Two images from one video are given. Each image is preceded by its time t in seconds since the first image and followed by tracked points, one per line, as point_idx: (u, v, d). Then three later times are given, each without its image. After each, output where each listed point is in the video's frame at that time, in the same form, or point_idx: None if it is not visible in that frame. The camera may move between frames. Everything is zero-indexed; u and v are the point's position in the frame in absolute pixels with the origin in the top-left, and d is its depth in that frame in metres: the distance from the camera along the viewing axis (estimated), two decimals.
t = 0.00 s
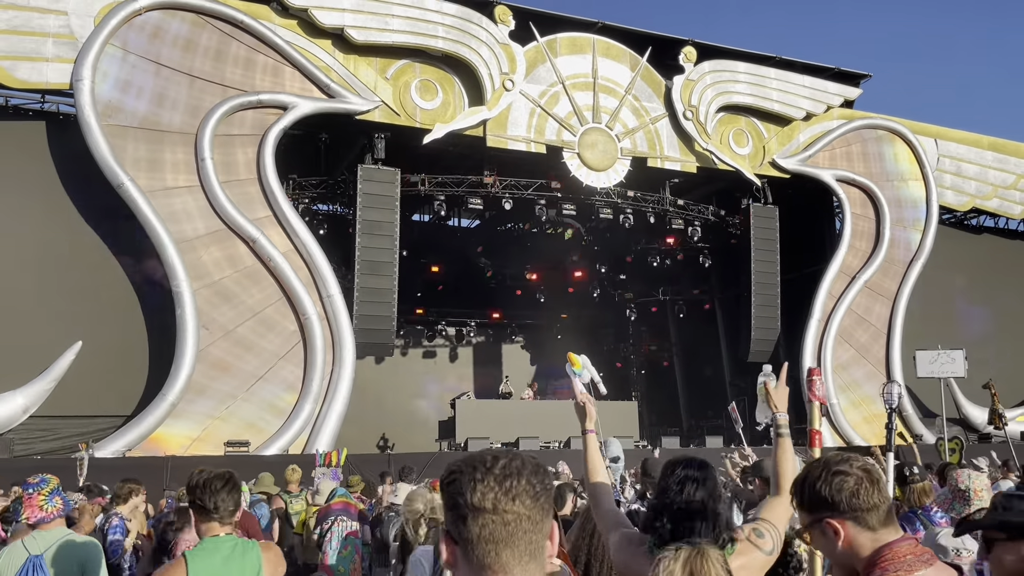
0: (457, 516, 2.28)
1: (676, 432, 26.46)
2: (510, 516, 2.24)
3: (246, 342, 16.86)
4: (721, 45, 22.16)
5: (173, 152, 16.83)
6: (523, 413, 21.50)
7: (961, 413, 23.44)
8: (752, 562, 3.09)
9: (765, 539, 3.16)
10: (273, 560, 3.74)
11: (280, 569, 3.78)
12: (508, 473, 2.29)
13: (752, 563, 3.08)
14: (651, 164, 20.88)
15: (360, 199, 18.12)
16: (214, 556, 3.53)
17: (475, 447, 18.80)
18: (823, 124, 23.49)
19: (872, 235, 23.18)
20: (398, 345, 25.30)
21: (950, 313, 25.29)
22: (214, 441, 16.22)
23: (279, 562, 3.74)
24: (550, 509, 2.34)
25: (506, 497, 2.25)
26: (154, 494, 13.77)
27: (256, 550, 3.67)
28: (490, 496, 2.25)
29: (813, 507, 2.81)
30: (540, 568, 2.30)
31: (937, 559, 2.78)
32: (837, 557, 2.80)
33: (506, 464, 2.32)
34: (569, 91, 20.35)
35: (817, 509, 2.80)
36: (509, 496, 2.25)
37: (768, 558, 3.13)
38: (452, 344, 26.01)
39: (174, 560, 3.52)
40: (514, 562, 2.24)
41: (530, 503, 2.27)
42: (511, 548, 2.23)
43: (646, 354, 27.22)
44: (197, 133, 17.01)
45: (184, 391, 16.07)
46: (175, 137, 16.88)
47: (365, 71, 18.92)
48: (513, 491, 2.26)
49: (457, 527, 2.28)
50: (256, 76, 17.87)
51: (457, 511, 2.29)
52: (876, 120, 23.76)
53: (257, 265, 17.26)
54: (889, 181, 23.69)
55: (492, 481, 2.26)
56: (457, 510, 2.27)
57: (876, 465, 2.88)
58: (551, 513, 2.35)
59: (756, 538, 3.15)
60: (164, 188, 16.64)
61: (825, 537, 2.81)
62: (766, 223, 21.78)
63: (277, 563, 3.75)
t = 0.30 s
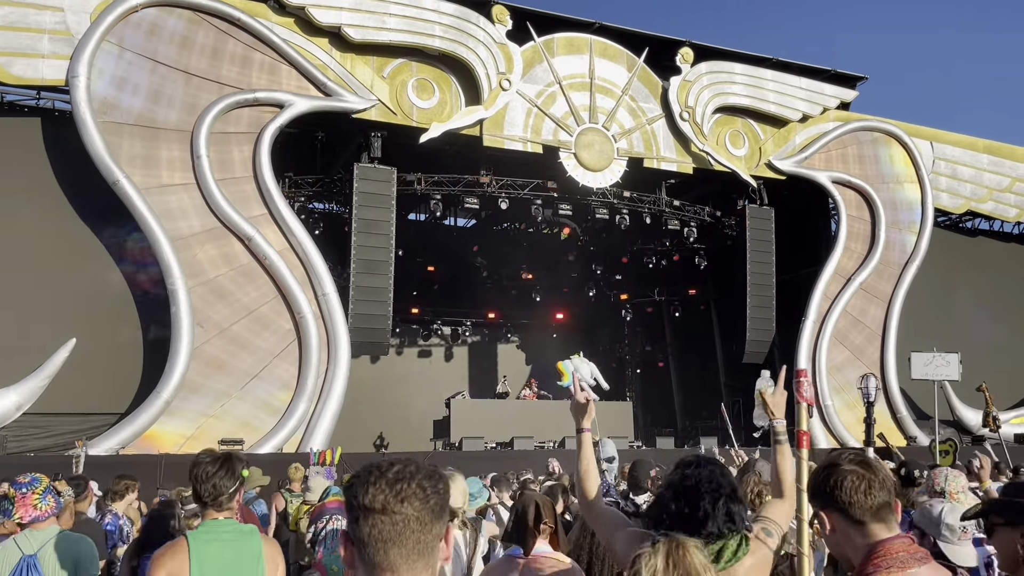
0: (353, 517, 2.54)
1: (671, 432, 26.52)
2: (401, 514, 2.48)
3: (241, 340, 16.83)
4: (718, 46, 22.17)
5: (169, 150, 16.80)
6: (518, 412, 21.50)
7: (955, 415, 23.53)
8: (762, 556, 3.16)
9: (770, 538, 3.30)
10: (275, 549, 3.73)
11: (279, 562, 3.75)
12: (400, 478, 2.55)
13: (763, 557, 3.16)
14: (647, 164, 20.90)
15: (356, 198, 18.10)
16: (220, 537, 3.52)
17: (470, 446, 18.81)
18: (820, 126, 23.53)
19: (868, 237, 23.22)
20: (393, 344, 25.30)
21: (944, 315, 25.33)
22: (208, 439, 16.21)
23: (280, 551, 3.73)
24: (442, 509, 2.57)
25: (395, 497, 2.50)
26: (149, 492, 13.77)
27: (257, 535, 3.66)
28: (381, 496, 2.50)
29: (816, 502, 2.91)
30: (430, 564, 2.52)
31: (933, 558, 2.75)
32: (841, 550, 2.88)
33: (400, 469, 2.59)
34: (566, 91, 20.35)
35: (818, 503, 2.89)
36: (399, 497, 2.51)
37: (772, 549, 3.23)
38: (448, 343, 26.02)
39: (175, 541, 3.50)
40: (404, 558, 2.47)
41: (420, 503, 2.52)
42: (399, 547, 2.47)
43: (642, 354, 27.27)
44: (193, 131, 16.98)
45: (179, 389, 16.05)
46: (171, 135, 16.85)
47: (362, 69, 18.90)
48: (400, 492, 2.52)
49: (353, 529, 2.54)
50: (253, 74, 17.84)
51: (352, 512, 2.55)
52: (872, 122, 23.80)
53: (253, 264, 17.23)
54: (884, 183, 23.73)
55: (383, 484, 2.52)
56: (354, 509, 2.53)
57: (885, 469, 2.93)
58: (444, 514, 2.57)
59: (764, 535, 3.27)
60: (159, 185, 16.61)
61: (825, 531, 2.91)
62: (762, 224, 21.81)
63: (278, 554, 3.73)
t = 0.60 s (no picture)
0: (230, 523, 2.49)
1: (664, 432, 26.56)
2: (275, 522, 2.42)
3: (234, 337, 16.80)
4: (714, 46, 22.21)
5: (163, 146, 16.76)
6: (512, 411, 21.50)
7: (947, 416, 23.60)
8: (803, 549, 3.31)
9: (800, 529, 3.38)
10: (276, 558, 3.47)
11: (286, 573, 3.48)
12: (273, 485, 2.46)
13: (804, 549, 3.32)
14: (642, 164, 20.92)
15: (350, 195, 18.07)
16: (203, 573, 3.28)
17: (463, 444, 18.81)
18: (814, 127, 23.58)
19: (861, 238, 23.29)
20: (388, 342, 25.22)
21: (936, 317, 25.39)
22: (201, 436, 16.19)
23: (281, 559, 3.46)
24: (321, 512, 2.50)
25: (266, 504, 2.43)
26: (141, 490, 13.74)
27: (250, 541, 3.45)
28: (255, 503, 2.44)
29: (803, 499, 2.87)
30: (306, 568, 2.46)
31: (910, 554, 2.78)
32: (821, 543, 2.86)
33: (276, 475, 2.49)
34: (562, 90, 20.36)
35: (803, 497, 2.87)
36: (272, 504, 2.44)
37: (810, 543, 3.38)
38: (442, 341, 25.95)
39: (172, 541, 3.40)
40: (280, 565, 2.42)
41: (296, 508, 2.44)
42: (273, 552, 2.42)
43: (635, 353, 27.30)
44: (187, 127, 16.94)
45: (172, 386, 16.01)
46: (166, 131, 16.81)
47: (357, 67, 18.88)
48: (272, 499, 2.44)
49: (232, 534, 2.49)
50: (248, 70, 17.82)
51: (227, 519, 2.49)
52: (867, 124, 23.88)
53: (247, 261, 17.21)
54: (878, 184, 23.80)
55: (256, 491, 2.45)
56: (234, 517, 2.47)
57: (870, 466, 2.93)
58: (325, 514, 2.51)
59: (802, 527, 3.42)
60: (153, 181, 16.57)
61: (807, 526, 2.90)
62: (756, 224, 21.85)
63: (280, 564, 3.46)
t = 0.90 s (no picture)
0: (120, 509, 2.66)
1: (654, 431, 26.64)
2: (155, 508, 2.58)
3: (223, 333, 16.75)
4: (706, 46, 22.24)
5: (153, 141, 16.69)
6: (502, 409, 21.51)
7: (935, 416, 23.73)
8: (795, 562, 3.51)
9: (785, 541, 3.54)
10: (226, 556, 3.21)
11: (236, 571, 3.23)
12: (163, 473, 2.64)
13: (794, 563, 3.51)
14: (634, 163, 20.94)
15: (341, 192, 18.03)
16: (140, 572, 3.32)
17: (453, 441, 18.81)
18: (805, 127, 23.65)
19: (851, 238, 23.37)
20: (378, 339, 25.19)
21: (925, 317, 25.54)
22: (189, 432, 16.15)
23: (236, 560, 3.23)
24: (205, 501, 2.64)
25: (153, 491, 2.59)
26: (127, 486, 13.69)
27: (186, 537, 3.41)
28: (139, 488, 2.60)
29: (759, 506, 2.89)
30: (185, 552, 2.60)
31: (871, 561, 2.71)
32: (785, 549, 2.83)
33: (167, 464, 2.67)
34: (554, 88, 20.34)
35: (763, 505, 2.87)
36: (154, 491, 2.60)
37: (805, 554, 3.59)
38: (433, 339, 25.96)
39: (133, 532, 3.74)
40: (159, 551, 2.58)
41: (178, 496, 2.59)
42: (156, 535, 2.57)
43: (626, 351, 27.35)
44: (177, 122, 16.87)
45: (160, 382, 15.95)
46: (155, 126, 16.74)
47: (349, 63, 18.83)
48: (159, 486, 2.60)
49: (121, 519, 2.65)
50: (239, 66, 17.75)
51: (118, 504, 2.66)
52: (857, 124, 23.97)
53: (236, 257, 17.15)
54: (868, 185, 23.88)
55: (144, 477, 2.62)
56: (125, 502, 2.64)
57: (827, 470, 2.93)
58: (211, 505, 2.66)
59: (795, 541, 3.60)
60: (143, 176, 16.50)
61: (770, 536, 2.89)
62: (747, 224, 21.90)
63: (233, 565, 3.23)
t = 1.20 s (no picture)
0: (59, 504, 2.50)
1: (642, 429, 26.74)
2: (89, 502, 2.42)
3: (210, 329, 16.71)
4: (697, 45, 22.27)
5: (141, 136, 16.62)
6: (490, 407, 21.56)
7: (921, 415, 23.87)
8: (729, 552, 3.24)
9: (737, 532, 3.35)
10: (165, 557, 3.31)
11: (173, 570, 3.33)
12: (103, 467, 2.48)
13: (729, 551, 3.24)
14: (624, 161, 20.96)
15: (330, 188, 17.98)
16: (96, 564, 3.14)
17: (441, 438, 18.83)
18: (795, 126, 23.71)
19: (840, 238, 23.46)
20: (368, 336, 25.25)
21: (912, 317, 25.67)
22: (175, 428, 16.10)
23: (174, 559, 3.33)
24: (141, 498, 2.46)
25: (91, 484, 2.43)
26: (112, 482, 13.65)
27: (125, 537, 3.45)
28: (77, 481, 2.44)
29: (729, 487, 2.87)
30: (121, 551, 2.42)
31: (820, 565, 2.73)
32: (742, 534, 2.83)
33: (109, 459, 2.51)
34: (544, 86, 20.34)
35: (733, 489, 2.85)
36: (92, 485, 2.43)
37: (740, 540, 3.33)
38: (423, 336, 26.04)
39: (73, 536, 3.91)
40: (91, 545, 2.41)
41: (113, 492, 2.43)
42: (92, 531, 2.41)
43: (615, 349, 27.43)
44: (165, 117, 16.80)
45: (147, 378, 15.90)
46: (143, 121, 16.68)
47: (339, 59, 18.78)
48: (99, 479, 2.44)
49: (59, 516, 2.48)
50: (228, 61, 17.68)
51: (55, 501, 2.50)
52: (847, 125, 24.06)
53: (224, 253, 17.11)
54: (857, 184, 23.97)
55: (84, 470, 2.46)
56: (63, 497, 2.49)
57: (805, 472, 2.90)
58: (148, 502, 2.47)
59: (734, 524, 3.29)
60: (130, 171, 16.43)
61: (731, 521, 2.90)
62: (736, 223, 21.96)
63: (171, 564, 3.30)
